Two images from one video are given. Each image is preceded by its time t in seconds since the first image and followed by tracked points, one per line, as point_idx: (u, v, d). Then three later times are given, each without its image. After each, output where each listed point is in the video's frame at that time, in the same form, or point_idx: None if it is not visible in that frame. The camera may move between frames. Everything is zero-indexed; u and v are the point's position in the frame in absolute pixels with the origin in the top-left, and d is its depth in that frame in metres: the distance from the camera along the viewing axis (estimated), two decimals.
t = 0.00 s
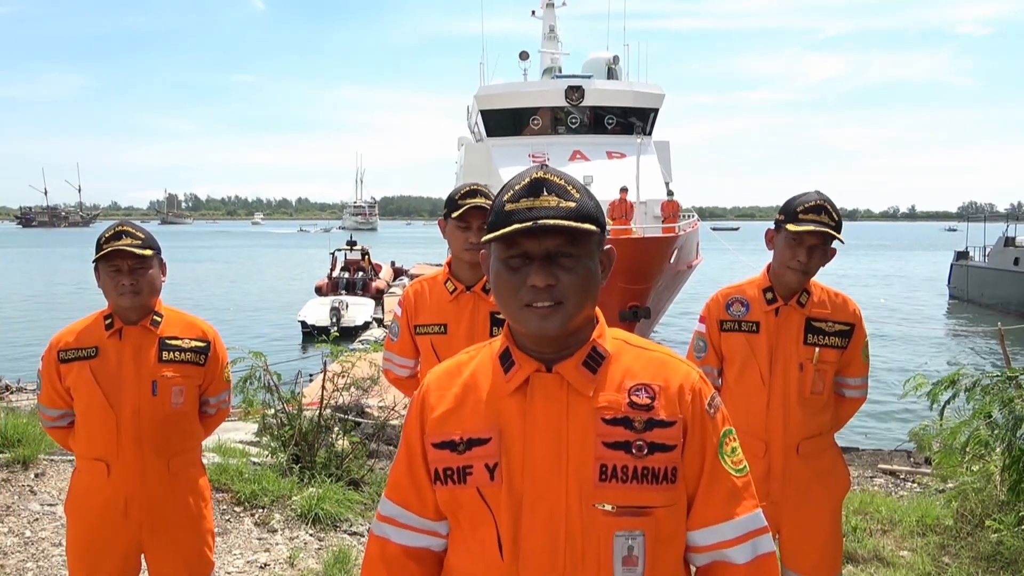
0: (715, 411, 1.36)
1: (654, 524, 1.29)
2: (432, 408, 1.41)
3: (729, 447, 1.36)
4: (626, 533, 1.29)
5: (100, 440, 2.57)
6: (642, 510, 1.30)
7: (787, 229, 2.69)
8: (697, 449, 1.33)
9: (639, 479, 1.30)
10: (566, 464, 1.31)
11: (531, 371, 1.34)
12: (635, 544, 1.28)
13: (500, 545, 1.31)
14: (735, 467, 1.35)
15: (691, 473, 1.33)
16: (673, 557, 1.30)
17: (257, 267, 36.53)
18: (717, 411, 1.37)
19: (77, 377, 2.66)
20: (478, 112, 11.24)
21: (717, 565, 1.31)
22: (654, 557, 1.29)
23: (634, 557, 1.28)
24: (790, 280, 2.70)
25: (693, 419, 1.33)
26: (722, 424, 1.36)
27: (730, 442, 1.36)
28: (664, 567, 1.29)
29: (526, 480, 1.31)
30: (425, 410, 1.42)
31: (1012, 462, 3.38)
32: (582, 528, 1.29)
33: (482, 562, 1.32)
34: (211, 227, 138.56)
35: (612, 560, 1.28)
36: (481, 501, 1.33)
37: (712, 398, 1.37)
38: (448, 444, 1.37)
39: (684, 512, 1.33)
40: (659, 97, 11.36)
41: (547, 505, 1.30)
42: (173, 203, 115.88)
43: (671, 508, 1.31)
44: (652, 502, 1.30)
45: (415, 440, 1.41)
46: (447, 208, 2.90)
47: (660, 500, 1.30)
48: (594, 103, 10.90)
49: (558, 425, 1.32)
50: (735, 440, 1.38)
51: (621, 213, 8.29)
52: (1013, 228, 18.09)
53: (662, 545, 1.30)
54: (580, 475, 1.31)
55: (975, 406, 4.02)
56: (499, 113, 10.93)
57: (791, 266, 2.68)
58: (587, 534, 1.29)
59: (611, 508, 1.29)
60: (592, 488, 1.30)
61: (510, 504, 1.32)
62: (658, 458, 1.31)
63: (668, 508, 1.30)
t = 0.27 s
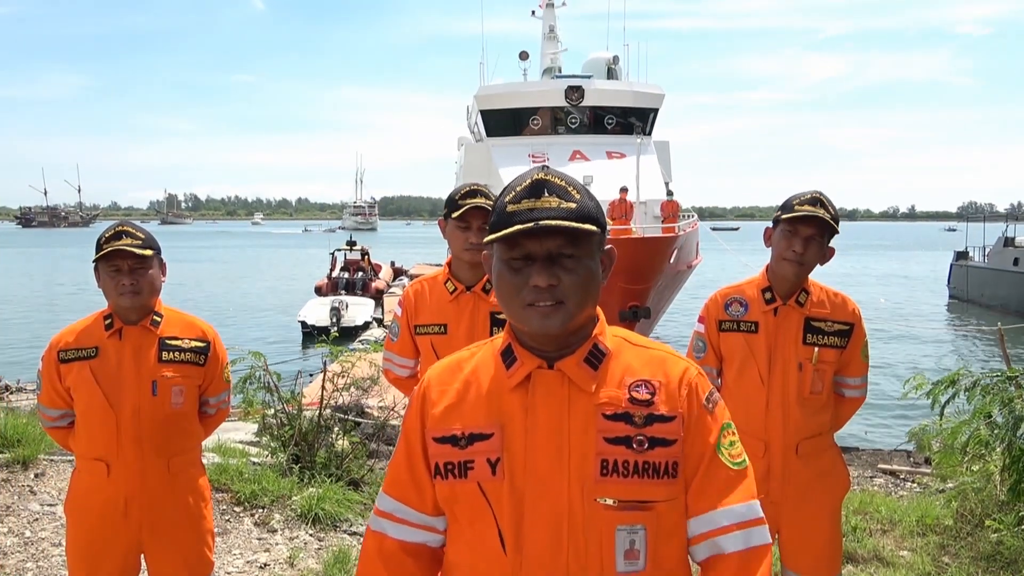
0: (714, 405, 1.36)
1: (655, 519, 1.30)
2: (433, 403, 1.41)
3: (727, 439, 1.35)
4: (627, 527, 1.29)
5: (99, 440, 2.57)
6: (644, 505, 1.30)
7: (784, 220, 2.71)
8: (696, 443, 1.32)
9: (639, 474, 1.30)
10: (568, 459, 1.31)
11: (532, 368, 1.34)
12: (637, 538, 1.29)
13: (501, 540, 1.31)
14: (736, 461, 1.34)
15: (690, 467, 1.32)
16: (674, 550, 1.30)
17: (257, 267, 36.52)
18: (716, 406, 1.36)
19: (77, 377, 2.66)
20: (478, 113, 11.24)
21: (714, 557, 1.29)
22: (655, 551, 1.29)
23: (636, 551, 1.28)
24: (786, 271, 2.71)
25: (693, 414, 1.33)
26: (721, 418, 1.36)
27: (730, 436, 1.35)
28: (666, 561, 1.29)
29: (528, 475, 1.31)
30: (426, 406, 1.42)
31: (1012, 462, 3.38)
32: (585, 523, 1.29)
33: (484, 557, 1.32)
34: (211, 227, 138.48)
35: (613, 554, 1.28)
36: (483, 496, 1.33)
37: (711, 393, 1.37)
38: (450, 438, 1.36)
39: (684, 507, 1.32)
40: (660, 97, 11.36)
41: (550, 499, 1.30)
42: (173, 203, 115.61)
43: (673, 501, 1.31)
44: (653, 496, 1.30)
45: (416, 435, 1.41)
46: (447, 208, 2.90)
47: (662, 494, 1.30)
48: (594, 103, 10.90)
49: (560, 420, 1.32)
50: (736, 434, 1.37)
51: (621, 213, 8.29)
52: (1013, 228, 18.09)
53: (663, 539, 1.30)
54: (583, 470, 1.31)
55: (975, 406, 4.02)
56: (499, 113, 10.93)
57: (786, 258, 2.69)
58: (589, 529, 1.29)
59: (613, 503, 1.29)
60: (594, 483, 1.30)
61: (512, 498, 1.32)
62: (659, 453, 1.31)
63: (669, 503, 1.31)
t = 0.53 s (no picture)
0: (712, 403, 1.36)
1: (652, 517, 1.30)
2: (431, 402, 1.41)
3: (724, 436, 1.34)
4: (624, 525, 1.29)
5: (99, 440, 2.58)
6: (641, 503, 1.30)
7: (783, 218, 2.72)
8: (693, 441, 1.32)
9: (636, 472, 1.30)
10: (565, 457, 1.31)
11: (530, 366, 1.34)
12: (633, 537, 1.29)
13: (499, 538, 1.31)
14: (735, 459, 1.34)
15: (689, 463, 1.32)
16: (672, 549, 1.30)
17: (257, 267, 36.52)
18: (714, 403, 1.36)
19: (77, 377, 2.66)
20: (478, 113, 11.24)
21: (716, 551, 1.27)
22: (652, 549, 1.29)
23: (632, 549, 1.29)
24: (784, 269, 2.71)
25: (690, 412, 1.33)
26: (719, 417, 1.36)
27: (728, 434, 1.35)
28: (664, 559, 1.30)
29: (525, 473, 1.32)
30: (424, 405, 1.42)
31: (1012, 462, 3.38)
32: (582, 521, 1.29)
33: (482, 555, 1.32)
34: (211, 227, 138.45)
35: (610, 552, 1.28)
36: (481, 494, 1.33)
37: (708, 390, 1.37)
38: (447, 437, 1.37)
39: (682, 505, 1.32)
40: (659, 97, 11.36)
41: (547, 498, 1.30)
42: (172, 203, 115.58)
43: (671, 499, 1.31)
44: (650, 494, 1.30)
45: (414, 434, 1.41)
46: (446, 208, 2.91)
47: (660, 493, 1.30)
48: (594, 103, 10.90)
49: (557, 418, 1.33)
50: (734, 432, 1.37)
51: (621, 213, 8.29)
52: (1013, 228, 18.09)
53: (659, 538, 1.30)
54: (580, 468, 1.31)
55: (975, 406, 4.02)
56: (499, 113, 10.93)
57: (784, 254, 2.69)
58: (587, 527, 1.29)
59: (610, 500, 1.30)
60: (592, 481, 1.31)
61: (509, 497, 1.32)
62: (656, 451, 1.31)
63: (667, 501, 1.31)
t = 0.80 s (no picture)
0: (708, 408, 1.36)
1: (647, 522, 1.30)
2: (428, 405, 1.41)
3: (723, 444, 1.35)
4: (619, 529, 1.29)
5: (99, 440, 2.58)
6: (635, 507, 1.30)
7: (782, 219, 2.72)
8: (689, 446, 1.32)
9: (632, 476, 1.30)
10: (560, 460, 1.31)
11: (526, 369, 1.34)
12: (628, 541, 1.29)
13: (492, 541, 1.31)
14: (731, 464, 1.34)
15: (687, 469, 1.32)
16: (666, 553, 1.30)
17: (256, 267, 36.51)
18: (710, 408, 1.36)
19: (77, 377, 2.66)
20: (478, 113, 11.24)
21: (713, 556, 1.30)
22: (646, 554, 1.29)
23: (626, 554, 1.29)
24: (784, 269, 2.71)
25: (687, 417, 1.33)
26: (715, 421, 1.36)
27: (724, 439, 1.35)
28: (658, 564, 1.29)
29: (520, 476, 1.32)
30: (420, 408, 1.43)
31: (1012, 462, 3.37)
32: (576, 525, 1.29)
33: (477, 558, 1.32)
34: (210, 227, 138.39)
35: (605, 555, 1.28)
36: (476, 498, 1.33)
37: (706, 397, 1.37)
38: (443, 440, 1.37)
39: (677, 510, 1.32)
40: (660, 97, 11.36)
41: (542, 501, 1.30)
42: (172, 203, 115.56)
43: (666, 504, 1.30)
44: (645, 499, 1.30)
45: (410, 438, 1.42)
46: (445, 208, 2.91)
47: (654, 497, 1.30)
48: (594, 103, 10.90)
49: (553, 421, 1.32)
50: (730, 437, 1.38)
51: (621, 213, 8.29)
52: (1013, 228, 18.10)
53: (654, 543, 1.30)
54: (575, 472, 1.31)
55: (975, 406, 4.02)
56: (499, 113, 10.93)
57: (783, 254, 2.69)
58: (581, 531, 1.29)
59: (604, 505, 1.30)
60: (587, 484, 1.31)
61: (504, 501, 1.32)
62: (652, 455, 1.31)
63: (662, 506, 1.30)
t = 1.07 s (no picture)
0: (703, 409, 1.36)
1: (642, 522, 1.29)
2: (423, 408, 1.41)
3: (718, 446, 1.36)
4: (615, 531, 1.29)
5: (99, 440, 2.57)
6: (631, 508, 1.30)
7: (782, 219, 2.72)
8: (685, 447, 1.32)
9: (628, 477, 1.30)
10: (556, 462, 1.31)
11: (521, 370, 1.34)
12: (624, 543, 1.29)
13: (488, 543, 1.31)
14: (726, 466, 1.35)
15: (681, 471, 1.32)
16: (662, 554, 1.30)
17: (256, 267, 36.52)
18: (705, 409, 1.37)
19: (77, 377, 2.66)
20: (478, 113, 11.24)
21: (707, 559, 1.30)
22: (643, 555, 1.29)
23: (622, 556, 1.28)
24: (784, 269, 2.71)
25: (683, 418, 1.33)
26: (711, 423, 1.36)
27: (719, 441, 1.36)
28: (655, 565, 1.29)
29: (516, 478, 1.32)
30: (416, 411, 1.42)
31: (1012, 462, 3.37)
32: (572, 526, 1.29)
33: (473, 560, 1.32)
34: (210, 228, 138.37)
35: (601, 557, 1.28)
36: (472, 500, 1.33)
37: (701, 398, 1.38)
38: (438, 443, 1.37)
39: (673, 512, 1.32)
40: (659, 97, 11.36)
41: (538, 502, 1.30)
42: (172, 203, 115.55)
43: (662, 505, 1.30)
44: (641, 500, 1.30)
45: (406, 441, 1.42)
46: (444, 209, 2.91)
47: (650, 498, 1.30)
48: (594, 103, 10.90)
49: (548, 422, 1.32)
50: (725, 440, 1.38)
51: (621, 213, 8.30)
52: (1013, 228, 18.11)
53: (650, 543, 1.30)
54: (571, 474, 1.31)
55: (975, 406, 4.03)
56: (499, 113, 10.94)
57: (784, 254, 2.69)
58: (577, 533, 1.29)
59: (600, 506, 1.30)
60: (582, 485, 1.30)
61: (500, 503, 1.31)
62: (648, 456, 1.31)
63: (657, 507, 1.30)
